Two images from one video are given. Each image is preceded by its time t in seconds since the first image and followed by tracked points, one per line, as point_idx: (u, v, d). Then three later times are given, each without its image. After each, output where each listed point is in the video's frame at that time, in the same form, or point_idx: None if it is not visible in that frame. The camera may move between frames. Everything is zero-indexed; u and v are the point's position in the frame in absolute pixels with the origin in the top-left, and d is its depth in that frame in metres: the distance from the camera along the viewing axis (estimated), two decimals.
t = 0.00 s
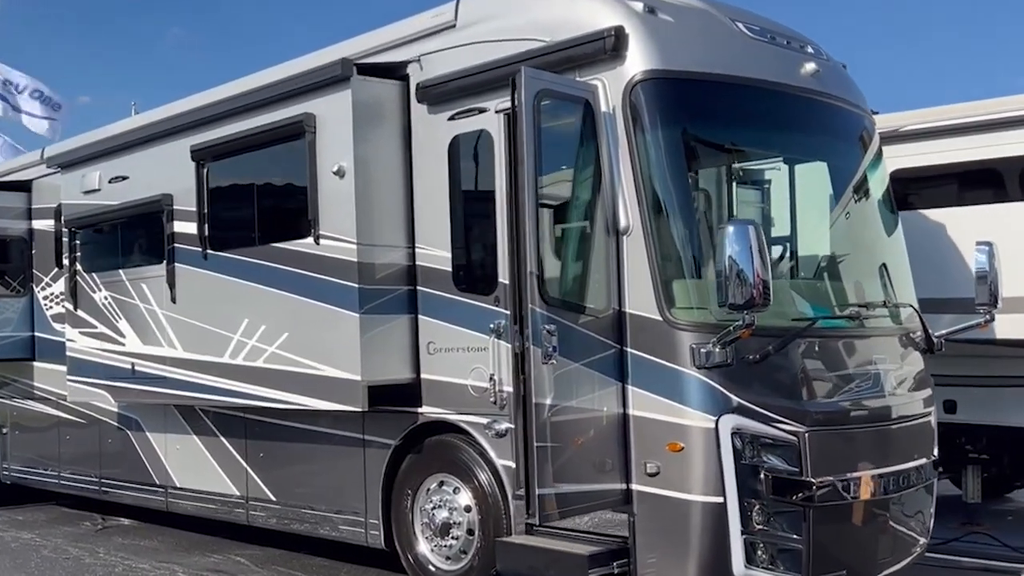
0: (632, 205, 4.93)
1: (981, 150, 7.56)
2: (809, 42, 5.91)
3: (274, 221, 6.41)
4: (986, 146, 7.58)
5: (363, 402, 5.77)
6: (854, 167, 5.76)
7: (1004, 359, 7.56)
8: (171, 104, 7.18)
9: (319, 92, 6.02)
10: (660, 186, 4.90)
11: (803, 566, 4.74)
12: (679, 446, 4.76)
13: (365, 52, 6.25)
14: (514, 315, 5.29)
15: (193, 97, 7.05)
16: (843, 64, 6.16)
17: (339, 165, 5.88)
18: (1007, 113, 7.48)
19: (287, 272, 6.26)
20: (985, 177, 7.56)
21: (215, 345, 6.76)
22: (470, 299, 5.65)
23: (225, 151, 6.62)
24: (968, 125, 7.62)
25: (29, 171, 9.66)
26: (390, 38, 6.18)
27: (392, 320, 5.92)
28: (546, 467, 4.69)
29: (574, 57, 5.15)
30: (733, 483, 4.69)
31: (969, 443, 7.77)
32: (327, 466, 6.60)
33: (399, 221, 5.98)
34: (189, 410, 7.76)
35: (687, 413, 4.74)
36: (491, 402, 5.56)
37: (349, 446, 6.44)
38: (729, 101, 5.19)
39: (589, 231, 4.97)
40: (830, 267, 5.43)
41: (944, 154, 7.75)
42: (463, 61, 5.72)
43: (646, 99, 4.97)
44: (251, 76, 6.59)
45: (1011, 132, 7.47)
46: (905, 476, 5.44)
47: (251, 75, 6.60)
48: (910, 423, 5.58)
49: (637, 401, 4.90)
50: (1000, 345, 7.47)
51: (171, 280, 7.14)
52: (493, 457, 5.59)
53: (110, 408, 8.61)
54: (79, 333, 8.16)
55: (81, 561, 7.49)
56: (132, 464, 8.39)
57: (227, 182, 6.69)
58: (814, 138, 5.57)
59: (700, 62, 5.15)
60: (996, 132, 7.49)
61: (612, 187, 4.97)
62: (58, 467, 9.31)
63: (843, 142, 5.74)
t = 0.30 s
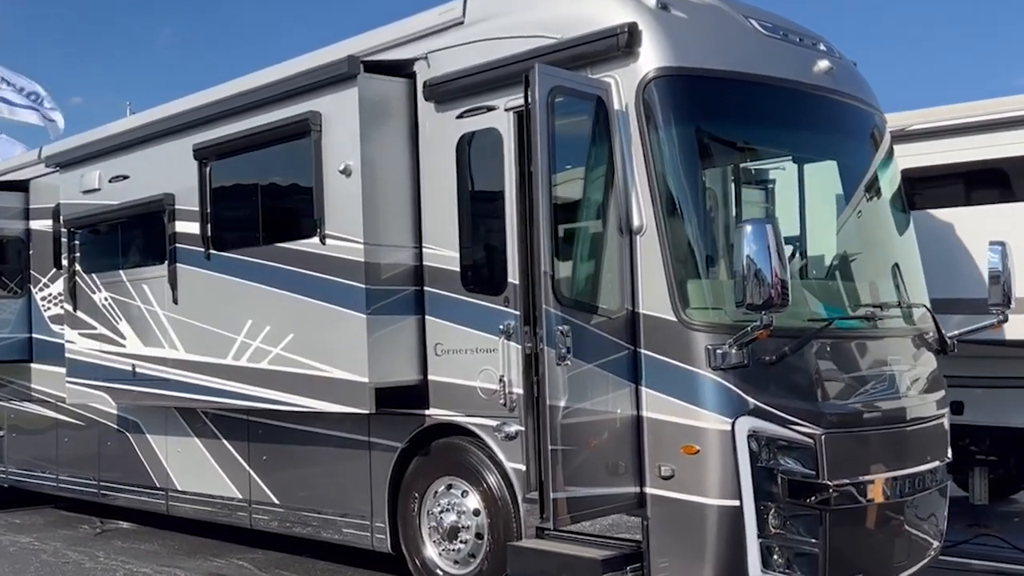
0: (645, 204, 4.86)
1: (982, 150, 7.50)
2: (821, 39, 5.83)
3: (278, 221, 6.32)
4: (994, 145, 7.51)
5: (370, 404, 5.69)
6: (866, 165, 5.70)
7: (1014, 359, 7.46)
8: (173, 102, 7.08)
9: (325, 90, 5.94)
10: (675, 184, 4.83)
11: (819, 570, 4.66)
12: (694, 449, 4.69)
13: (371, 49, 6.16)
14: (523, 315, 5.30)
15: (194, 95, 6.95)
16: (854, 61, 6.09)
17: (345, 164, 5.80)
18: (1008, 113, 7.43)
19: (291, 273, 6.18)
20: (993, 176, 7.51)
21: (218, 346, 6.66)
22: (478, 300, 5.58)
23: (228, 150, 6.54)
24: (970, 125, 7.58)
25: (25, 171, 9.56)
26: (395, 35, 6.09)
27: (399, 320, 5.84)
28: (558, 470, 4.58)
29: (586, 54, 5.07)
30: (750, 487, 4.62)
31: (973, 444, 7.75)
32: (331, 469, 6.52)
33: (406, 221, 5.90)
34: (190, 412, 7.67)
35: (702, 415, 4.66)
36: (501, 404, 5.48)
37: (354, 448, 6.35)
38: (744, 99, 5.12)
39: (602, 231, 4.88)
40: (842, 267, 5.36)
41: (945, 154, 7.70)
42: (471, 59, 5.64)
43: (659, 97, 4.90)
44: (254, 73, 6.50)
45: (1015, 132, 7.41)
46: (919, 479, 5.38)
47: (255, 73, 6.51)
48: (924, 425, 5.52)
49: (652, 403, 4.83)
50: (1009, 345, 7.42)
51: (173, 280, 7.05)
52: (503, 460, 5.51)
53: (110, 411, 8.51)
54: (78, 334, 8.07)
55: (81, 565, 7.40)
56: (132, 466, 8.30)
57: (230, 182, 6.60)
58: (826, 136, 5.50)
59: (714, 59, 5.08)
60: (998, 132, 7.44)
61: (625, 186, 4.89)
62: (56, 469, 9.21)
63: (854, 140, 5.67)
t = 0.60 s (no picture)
0: (652, 203, 4.81)
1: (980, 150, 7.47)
2: (826, 37, 5.80)
3: (279, 220, 6.26)
4: (995, 145, 7.48)
5: (373, 405, 5.63)
6: (871, 163, 5.67)
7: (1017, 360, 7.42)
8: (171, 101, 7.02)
9: (326, 88, 5.88)
10: (682, 183, 4.79)
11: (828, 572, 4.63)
12: (702, 450, 4.64)
13: (373, 47, 6.10)
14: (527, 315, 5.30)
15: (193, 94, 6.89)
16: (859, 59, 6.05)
17: (347, 163, 5.74)
18: (1007, 112, 7.40)
19: (293, 273, 6.12)
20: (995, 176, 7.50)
21: (217, 347, 6.60)
22: (482, 300, 5.52)
23: (228, 149, 6.47)
24: (968, 124, 7.55)
25: (19, 171, 9.48)
26: (397, 33, 6.03)
27: (401, 320, 5.78)
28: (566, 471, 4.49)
29: (591, 51, 5.02)
30: (759, 489, 4.56)
31: (973, 445, 7.75)
32: (332, 471, 6.46)
33: (408, 220, 5.84)
34: (188, 413, 7.59)
35: (711, 416, 4.61)
36: (505, 405, 5.43)
37: (355, 450, 6.29)
38: (752, 97, 5.08)
39: (609, 230, 4.82)
40: (848, 266, 5.31)
41: (943, 154, 7.69)
42: (474, 57, 5.59)
43: (666, 94, 4.85)
44: (254, 71, 6.43)
45: (1013, 132, 7.40)
46: (926, 480, 5.35)
47: (255, 71, 6.45)
48: (931, 426, 5.48)
49: (660, 404, 4.78)
50: (1012, 346, 7.39)
51: (171, 280, 6.99)
52: (507, 461, 5.46)
53: (106, 412, 8.43)
54: (74, 335, 7.99)
55: (78, 568, 7.33)
56: (128, 468, 8.23)
57: (229, 181, 6.54)
58: (832, 134, 5.47)
59: (720, 56, 5.04)
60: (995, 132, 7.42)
61: (632, 185, 4.85)
62: (52, 471, 9.13)
63: (859, 138, 5.63)
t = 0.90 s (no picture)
0: (658, 201, 4.75)
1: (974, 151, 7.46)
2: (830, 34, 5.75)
3: (279, 219, 6.19)
4: (997, 144, 7.44)
5: (374, 405, 5.57)
6: (876, 161, 5.63)
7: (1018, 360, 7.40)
8: (168, 98, 6.94)
9: (326, 85, 5.81)
10: (688, 180, 4.74)
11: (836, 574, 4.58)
12: (709, 451, 4.59)
13: (374, 44, 6.04)
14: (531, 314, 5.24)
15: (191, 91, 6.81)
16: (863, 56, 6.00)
17: (348, 161, 5.68)
18: (1001, 112, 7.39)
19: (292, 272, 6.05)
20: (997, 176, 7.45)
21: (215, 347, 6.52)
22: (484, 299, 5.46)
23: (226, 147, 6.40)
24: (961, 124, 7.55)
25: (14, 169, 9.38)
26: (398, 30, 5.97)
27: (402, 320, 5.72)
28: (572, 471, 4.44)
29: (596, 48, 4.97)
30: (767, 490, 4.51)
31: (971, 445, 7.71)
32: (332, 472, 6.39)
33: (410, 218, 5.78)
34: (185, 414, 7.52)
35: (717, 416, 4.56)
36: (508, 405, 5.37)
37: (355, 451, 6.23)
38: (757, 94, 5.04)
39: (614, 228, 4.77)
40: (853, 265, 5.27)
41: (936, 154, 7.70)
42: (476, 54, 5.53)
43: (672, 91, 4.80)
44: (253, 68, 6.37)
45: (1010, 132, 7.37)
46: (933, 481, 5.30)
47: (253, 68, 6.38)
48: (937, 426, 5.44)
49: (666, 404, 4.72)
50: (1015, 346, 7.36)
51: (169, 280, 6.91)
52: (510, 462, 5.40)
53: (102, 413, 8.34)
54: (70, 335, 7.91)
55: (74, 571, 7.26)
56: (124, 470, 8.15)
57: (228, 180, 6.47)
58: (838, 132, 5.43)
59: (726, 53, 4.99)
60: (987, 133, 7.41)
61: (637, 183, 4.80)
62: (46, 473, 9.05)
63: (864, 136, 5.59)
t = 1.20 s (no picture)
0: (668, 199, 4.69)
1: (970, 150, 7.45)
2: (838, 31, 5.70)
3: (280, 218, 6.11)
4: (1000, 143, 7.38)
5: (378, 407, 5.49)
6: (884, 159, 5.57)
7: None
8: (167, 96, 6.86)
9: (329, 82, 5.73)
10: (698, 177, 4.67)
11: None
12: (721, 452, 4.52)
13: (376, 41, 5.97)
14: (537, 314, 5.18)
15: (190, 89, 6.73)
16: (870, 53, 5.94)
17: (351, 159, 5.60)
18: (998, 113, 7.36)
19: (294, 272, 5.97)
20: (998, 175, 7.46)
21: (215, 348, 6.44)
22: (490, 299, 5.39)
23: (226, 144, 6.32)
24: (957, 124, 7.52)
25: (10, 168, 9.29)
26: (400, 26, 5.90)
27: (405, 320, 5.65)
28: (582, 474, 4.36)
29: (604, 44, 4.90)
30: (779, 492, 4.44)
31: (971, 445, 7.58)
32: (333, 474, 6.32)
33: (413, 217, 5.71)
34: (183, 415, 7.44)
35: (729, 417, 4.50)
36: (514, 407, 5.30)
37: (357, 453, 6.15)
38: (766, 91, 4.97)
39: (624, 226, 4.68)
40: (861, 263, 5.22)
41: (932, 155, 7.68)
42: (481, 50, 5.46)
43: (681, 88, 4.74)
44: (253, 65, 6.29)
45: (1009, 131, 7.33)
46: (942, 483, 5.24)
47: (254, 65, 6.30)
48: (947, 428, 5.38)
49: (676, 405, 4.65)
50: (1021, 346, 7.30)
51: (168, 280, 6.83)
52: (516, 464, 5.33)
53: (99, 415, 8.25)
54: (66, 336, 7.82)
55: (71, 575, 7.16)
56: (121, 472, 8.05)
57: (228, 180, 6.39)
58: (847, 129, 5.37)
59: (735, 49, 4.92)
60: (983, 133, 7.39)
61: (646, 181, 4.73)
62: (41, 475, 8.95)
63: (872, 134, 5.53)
